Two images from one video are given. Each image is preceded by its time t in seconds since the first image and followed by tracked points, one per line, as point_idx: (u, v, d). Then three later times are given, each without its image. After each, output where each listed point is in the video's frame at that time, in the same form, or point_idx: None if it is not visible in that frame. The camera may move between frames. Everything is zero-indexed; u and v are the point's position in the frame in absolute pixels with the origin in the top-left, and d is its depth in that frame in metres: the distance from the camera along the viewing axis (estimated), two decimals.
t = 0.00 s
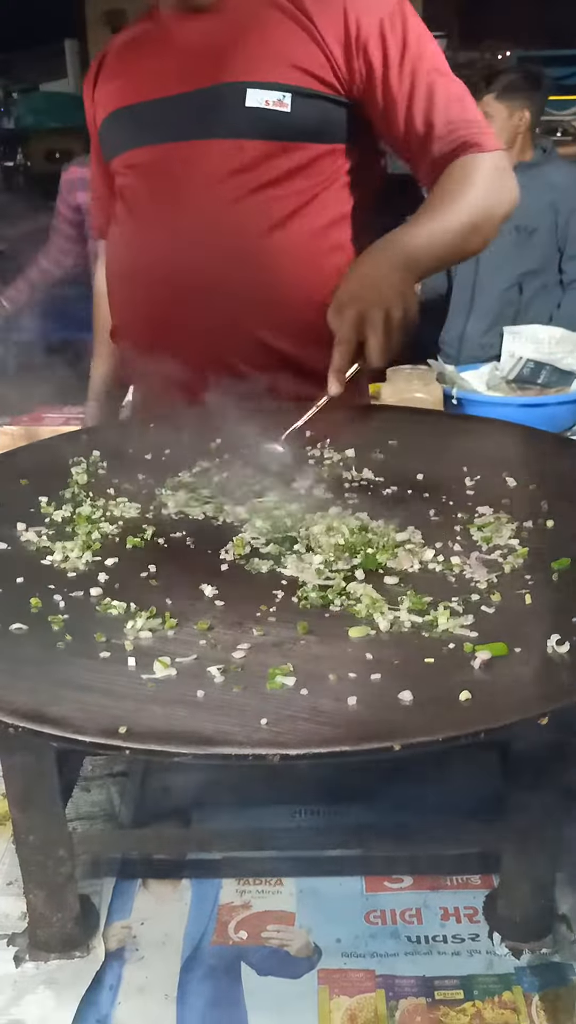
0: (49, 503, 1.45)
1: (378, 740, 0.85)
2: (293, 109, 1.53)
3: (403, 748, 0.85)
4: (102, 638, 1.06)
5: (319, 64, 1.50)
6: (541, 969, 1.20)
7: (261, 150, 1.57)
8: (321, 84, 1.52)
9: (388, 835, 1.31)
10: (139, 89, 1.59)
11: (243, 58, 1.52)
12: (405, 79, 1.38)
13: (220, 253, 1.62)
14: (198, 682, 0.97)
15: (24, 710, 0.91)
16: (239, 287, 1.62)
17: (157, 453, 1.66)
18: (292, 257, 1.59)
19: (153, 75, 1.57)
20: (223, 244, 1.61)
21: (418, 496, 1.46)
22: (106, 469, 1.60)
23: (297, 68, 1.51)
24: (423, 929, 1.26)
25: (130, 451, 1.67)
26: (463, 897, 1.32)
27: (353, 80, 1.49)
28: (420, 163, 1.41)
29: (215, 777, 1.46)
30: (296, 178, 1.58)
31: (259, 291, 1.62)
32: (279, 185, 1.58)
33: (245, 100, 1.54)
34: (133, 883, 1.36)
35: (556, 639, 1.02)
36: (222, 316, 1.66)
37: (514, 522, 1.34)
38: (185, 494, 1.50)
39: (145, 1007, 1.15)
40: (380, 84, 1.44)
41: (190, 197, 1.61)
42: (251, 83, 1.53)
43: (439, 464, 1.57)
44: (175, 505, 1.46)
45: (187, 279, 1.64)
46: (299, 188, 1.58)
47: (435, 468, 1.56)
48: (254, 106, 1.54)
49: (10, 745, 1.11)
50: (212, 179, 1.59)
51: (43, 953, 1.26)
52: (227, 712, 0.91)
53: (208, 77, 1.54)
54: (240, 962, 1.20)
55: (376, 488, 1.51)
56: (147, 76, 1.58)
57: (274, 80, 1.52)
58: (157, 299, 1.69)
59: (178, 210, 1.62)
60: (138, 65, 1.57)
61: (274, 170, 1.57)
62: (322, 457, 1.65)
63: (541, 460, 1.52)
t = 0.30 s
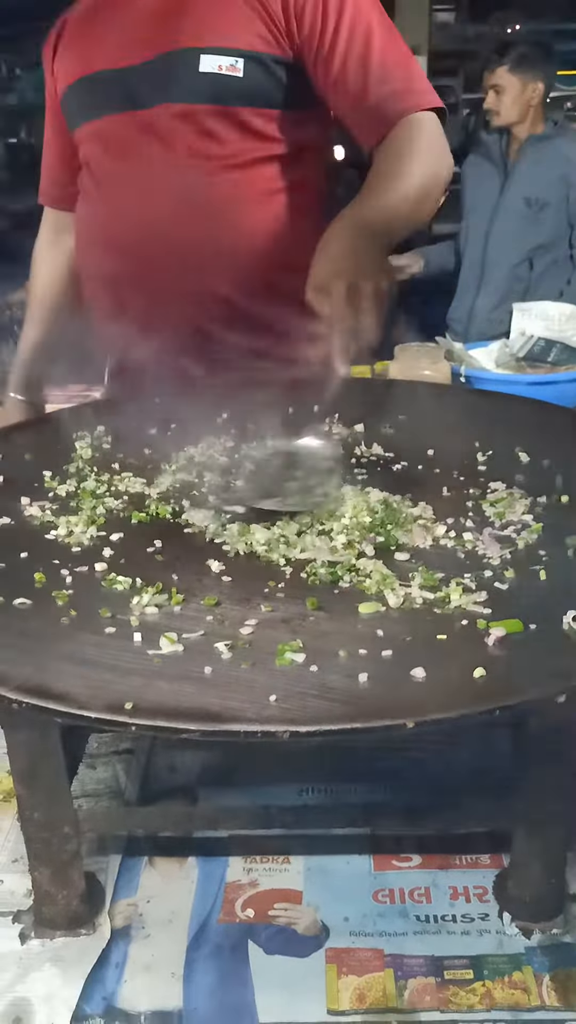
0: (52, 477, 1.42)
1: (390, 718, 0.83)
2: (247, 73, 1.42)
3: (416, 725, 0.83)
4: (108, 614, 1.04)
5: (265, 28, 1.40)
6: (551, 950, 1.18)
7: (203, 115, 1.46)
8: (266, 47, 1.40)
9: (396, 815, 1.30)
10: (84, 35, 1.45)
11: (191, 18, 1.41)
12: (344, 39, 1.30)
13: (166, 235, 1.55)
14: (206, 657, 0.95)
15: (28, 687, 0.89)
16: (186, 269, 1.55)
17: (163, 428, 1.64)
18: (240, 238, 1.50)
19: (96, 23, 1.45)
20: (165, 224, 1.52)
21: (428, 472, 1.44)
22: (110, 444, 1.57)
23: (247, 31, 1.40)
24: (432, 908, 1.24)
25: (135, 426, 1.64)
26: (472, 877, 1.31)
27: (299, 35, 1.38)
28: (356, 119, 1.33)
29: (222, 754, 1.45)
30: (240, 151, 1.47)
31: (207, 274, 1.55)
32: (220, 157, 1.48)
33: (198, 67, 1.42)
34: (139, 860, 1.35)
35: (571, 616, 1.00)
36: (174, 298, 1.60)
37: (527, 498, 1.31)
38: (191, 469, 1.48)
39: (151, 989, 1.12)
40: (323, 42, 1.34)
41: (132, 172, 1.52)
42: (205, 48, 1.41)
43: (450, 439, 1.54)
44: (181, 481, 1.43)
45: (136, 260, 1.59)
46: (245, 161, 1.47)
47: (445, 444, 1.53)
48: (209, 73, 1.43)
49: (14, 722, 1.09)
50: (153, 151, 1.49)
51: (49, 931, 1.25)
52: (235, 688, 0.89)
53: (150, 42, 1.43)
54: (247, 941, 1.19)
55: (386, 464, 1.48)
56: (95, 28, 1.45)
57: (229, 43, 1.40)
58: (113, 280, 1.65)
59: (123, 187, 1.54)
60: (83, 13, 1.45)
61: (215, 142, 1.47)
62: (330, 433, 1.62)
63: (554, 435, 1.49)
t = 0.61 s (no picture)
0: (60, 464, 1.42)
1: (397, 704, 0.84)
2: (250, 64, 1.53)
3: (423, 711, 0.83)
4: (115, 600, 1.05)
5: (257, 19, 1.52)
6: (556, 934, 1.19)
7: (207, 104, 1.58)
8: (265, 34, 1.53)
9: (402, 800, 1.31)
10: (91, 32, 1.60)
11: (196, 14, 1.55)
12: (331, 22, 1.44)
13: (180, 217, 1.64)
14: (213, 643, 0.96)
15: (36, 671, 0.90)
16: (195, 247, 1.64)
17: (170, 415, 1.64)
18: (251, 221, 1.61)
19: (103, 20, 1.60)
20: (174, 208, 1.62)
21: (435, 458, 1.44)
22: (117, 431, 1.57)
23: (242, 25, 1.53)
24: (438, 893, 1.25)
25: (142, 412, 1.65)
26: (477, 862, 1.32)
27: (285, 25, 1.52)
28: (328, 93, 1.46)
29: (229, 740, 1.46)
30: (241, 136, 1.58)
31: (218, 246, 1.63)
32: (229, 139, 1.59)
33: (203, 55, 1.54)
34: (147, 843, 1.36)
35: None
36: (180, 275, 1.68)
37: (535, 484, 1.31)
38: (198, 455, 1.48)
39: (158, 967, 1.15)
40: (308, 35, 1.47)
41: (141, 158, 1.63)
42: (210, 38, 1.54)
43: (457, 426, 1.54)
44: (188, 468, 1.43)
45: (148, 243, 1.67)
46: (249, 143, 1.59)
47: (452, 430, 1.53)
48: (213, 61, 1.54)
49: (23, 707, 1.10)
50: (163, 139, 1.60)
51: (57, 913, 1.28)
52: (242, 674, 0.90)
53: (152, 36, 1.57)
54: (254, 925, 1.20)
55: (393, 451, 1.48)
56: (97, 15, 1.60)
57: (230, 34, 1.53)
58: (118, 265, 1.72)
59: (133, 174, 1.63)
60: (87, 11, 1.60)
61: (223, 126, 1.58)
62: (337, 419, 1.62)
63: (561, 422, 1.49)
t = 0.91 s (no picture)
0: (64, 464, 1.44)
1: (394, 702, 0.85)
2: (280, 64, 1.59)
3: (420, 710, 0.84)
4: (118, 599, 1.06)
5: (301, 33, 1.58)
6: (555, 930, 1.20)
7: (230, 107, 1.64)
8: (302, 43, 1.59)
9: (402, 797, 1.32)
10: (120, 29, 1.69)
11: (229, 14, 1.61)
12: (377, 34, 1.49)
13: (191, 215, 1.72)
14: (213, 642, 0.97)
15: (40, 670, 0.91)
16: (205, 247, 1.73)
17: (173, 415, 1.65)
18: (251, 217, 1.68)
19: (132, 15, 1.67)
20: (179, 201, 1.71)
21: (436, 457, 1.45)
22: (121, 431, 1.58)
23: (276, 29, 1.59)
24: (437, 889, 1.26)
25: (145, 412, 1.66)
26: (478, 858, 1.33)
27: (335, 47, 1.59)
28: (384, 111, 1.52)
29: (232, 737, 1.47)
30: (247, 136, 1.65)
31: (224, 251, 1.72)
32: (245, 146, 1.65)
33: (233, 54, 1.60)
34: (150, 838, 1.38)
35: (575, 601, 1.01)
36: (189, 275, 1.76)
37: (534, 483, 1.32)
38: (201, 455, 1.49)
39: (161, 962, 1.17)
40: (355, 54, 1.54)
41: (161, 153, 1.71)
42: (242, 38, 1.59)
43: (458, 425, 1.55)
44: (189, 467, 1.45)
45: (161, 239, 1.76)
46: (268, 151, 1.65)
47: (454, 429, 1.54)
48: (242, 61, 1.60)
49: (27, 704, 1.12)
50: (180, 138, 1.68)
51: (62, 907, 1.27)
52: (242, 672, 0.91)
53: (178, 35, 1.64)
54: (256, 918, 1.22)
55: (394, 451, 1.49)
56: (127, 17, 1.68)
57: (262, 35, 1.58)
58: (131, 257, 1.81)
59: (153, 171, 1.72)
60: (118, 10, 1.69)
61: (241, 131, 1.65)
62: (339, 418, 1.63)
63: (561, 421, 1.50)
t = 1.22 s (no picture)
0: (74, 469, 1.45)
1: (401, 706, 0.86)
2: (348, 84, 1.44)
3: (426, 713, 0.85)
4: (128, 603, 1.07)
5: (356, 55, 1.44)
6: (562, 931, 1.21)
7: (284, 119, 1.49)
8: (370, 62, 1.42)
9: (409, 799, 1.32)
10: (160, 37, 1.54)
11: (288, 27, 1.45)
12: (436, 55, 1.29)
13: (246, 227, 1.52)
14: (223, 646, 0.98)
15: (51, 673, 0.93)
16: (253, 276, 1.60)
17: (181, 420, 1.66)
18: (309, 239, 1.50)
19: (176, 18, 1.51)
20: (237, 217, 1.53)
21: (442, 462, 1.45)
22: (130, 435, 1.60)
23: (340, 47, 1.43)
24: (445, 891, 1.27)
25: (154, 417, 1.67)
26: (485, 859, 1.33)
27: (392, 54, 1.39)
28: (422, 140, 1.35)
29: (240, 740, 1.48)
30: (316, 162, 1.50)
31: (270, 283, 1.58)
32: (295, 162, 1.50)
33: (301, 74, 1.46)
34: (159, 840, 1.39)
35: None
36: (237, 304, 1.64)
37: (541, 487, 1.32)
38: (209, 459, 1.50)
39: (170, 961, 1.19)
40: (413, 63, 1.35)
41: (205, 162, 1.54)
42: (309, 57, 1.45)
43: (465, 429, 1.56)
44: (198, 472, 1.46)
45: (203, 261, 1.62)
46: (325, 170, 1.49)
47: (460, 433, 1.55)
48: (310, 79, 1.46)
49: (38, 707, 1.13)
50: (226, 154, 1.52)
51: (73, 908, 1.28)
52: (251, 676, 0.92)
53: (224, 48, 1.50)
54: (264, 920, 1.23)
55: (401, 455, 1.49)
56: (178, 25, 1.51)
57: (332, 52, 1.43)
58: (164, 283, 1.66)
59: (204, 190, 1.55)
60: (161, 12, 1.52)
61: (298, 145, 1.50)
62: (346, 423, 1.64)
63: (567, 424, 1.51)
